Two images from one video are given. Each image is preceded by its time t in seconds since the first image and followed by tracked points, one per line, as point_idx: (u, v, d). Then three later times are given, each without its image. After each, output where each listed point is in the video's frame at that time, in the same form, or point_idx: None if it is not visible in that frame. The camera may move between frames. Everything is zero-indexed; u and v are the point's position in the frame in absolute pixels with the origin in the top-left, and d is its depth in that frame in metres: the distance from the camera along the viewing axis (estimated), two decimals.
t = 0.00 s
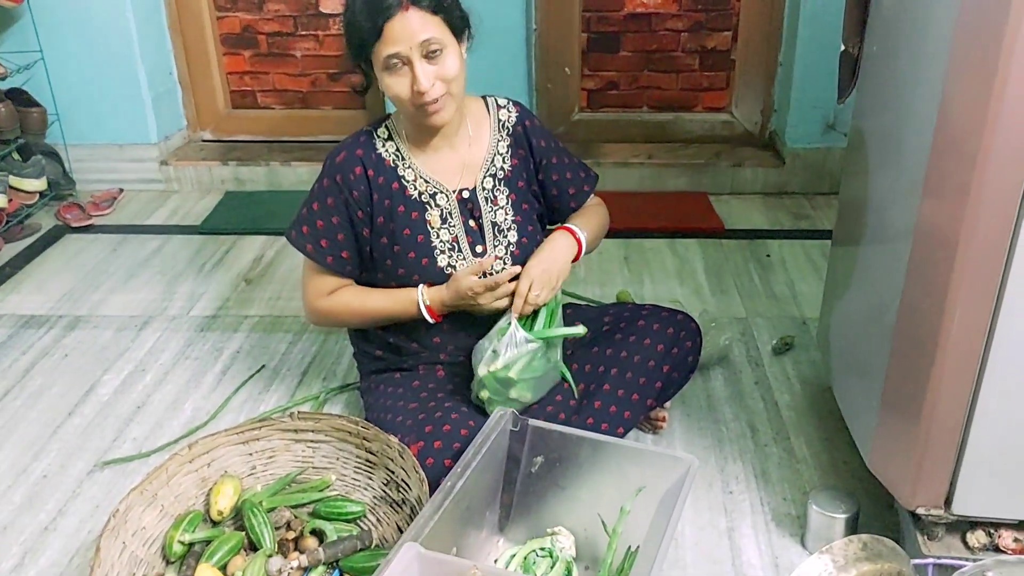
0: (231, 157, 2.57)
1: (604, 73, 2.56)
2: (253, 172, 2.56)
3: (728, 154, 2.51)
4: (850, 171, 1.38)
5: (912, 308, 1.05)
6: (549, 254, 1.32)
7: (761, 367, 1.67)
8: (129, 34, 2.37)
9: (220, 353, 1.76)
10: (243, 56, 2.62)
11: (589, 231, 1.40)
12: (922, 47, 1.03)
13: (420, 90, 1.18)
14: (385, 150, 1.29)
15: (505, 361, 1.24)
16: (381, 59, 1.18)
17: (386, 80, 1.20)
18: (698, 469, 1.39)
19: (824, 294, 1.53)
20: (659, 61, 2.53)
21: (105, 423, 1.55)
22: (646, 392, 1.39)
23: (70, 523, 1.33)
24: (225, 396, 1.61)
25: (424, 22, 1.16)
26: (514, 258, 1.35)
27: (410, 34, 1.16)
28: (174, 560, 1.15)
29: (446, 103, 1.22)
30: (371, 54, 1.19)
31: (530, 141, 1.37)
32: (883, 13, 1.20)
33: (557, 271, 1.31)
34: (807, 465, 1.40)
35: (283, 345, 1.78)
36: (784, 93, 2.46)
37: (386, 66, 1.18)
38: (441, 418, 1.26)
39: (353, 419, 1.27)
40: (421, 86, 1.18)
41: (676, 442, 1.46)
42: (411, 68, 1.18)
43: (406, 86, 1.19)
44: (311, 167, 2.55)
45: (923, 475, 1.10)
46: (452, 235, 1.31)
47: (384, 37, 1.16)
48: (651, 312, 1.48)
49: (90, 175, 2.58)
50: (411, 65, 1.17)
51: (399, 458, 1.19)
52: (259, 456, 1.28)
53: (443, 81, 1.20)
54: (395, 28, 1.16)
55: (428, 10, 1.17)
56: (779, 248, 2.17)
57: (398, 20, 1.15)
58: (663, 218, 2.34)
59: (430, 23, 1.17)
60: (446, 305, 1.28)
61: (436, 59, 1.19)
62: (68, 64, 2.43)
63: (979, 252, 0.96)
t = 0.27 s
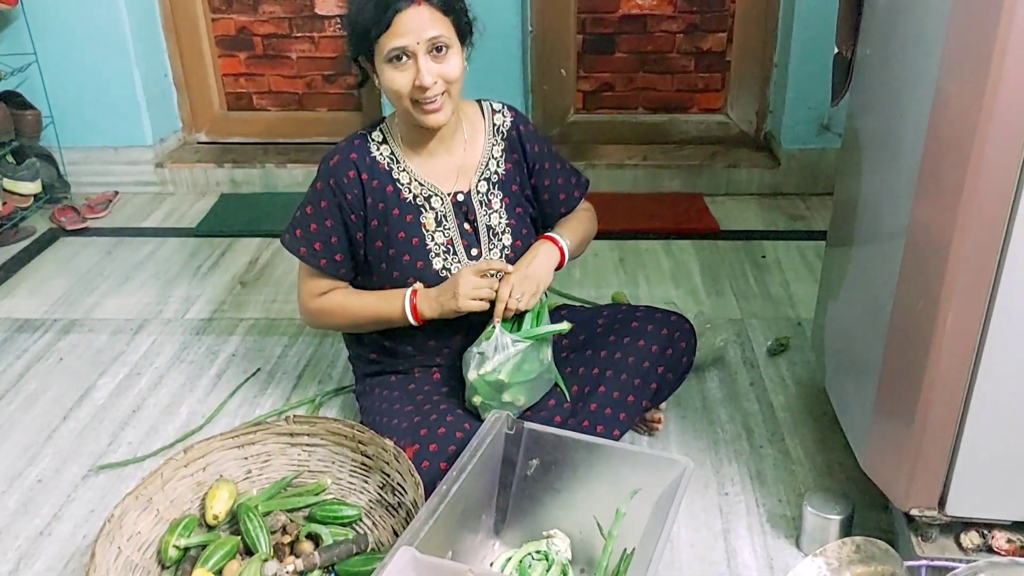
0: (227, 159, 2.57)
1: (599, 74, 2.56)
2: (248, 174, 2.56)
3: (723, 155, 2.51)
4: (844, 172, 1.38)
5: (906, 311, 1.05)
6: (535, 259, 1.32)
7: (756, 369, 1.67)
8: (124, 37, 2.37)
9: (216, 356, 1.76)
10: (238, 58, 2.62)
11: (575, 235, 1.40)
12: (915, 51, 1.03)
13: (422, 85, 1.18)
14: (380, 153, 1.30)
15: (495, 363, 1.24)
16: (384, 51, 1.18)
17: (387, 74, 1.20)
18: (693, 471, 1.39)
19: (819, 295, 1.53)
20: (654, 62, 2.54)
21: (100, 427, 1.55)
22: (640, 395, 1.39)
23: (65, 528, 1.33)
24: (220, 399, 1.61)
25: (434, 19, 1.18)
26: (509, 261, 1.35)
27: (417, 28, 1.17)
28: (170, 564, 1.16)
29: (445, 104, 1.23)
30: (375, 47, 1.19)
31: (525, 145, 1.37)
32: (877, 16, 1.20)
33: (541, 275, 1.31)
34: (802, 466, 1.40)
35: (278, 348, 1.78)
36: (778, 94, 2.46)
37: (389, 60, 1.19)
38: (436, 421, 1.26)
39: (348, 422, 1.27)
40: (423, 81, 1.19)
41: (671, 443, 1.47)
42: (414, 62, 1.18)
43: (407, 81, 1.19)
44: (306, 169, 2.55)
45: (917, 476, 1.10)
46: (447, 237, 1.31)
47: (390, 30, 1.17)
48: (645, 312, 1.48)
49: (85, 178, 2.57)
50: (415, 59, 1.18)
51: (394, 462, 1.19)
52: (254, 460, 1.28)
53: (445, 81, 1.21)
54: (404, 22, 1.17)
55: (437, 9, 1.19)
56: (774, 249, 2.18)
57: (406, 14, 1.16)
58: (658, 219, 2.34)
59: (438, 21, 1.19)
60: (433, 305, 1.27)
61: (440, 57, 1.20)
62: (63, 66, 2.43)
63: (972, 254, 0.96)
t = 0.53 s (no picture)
0: (224, 174, 2.57)
1: (596, 89, 2.56)
2: (245, 189, 2.56)
3: (720, 169, 2.52)
4: (840, 188, 1.38)
5: (904, 329, 1.05)
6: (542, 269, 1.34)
7: (754, 385, 1.67)
8: (122, 53, 2.38)
9: (212, 374, 1.75)
10: (236, 74, 2.63)
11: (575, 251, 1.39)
12: (910, 68, 1.03)
13: (438, 110, 1.18)
14: (378, 166, 1.29)
15: (495, 363, 1.26)
16: (403, 73, 1.18)
17: (399, 93, 1.20)
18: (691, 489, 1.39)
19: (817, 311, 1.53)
20: (650, 77, 2.54)
21: (95, 446, 1.54)
22: (638, 412, 1.39)
23: (58, 549, 1.32)
24: (216, 417, 1.61)
25: (455, 49, 1.19)
26: (506, 275, 1.34)
27: (439, 54, 1.17)
28: None
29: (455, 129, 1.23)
30: (391, 66, 1.19)
31: (521, 161, 1.38)
32: (872, 33, 1.20)
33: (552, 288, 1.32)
34: (802, 484, 1.40)
35: (275, 365, 1.77)
36: (775, 108, 2.47)
37: (405, 81, 1.19)
38: (433, 439, 1.25)
39: (344, 441, 1.26)
40: (440, 107, 1.19)
41: (669, 461, 1.46)
42: (432, 87, 1.18)
43: (422, 104, 1.19)
44: (304, 185, 2.54)
45: (917, 495, 1.10)
46: (445, 250, 1.30)
47: (411, 52, 1.17)
48: (642, 329, 1.48)
49: (82, 194, 2.57)
50: (434, 84, 1.18)
51: (391, 481, 1.19)
52: (250, 480, 1.27)
53: (458, 108, 1.21)
54: (425, 46, 1.17)
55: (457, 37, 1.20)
56: (772, 264, 2.17)
57: (429, 40, 1.17)
58: (656, 233, 2.34)
59: (457, 50, 1.19)
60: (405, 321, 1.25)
61: (456, 84, 1.20)
62: (60, 82, 2.43)
63: (969, 270, 0.96)
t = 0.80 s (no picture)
0: (222, 203, 2.58)
1: (593, 117, 2.58)
2: (244, 218, 2.57)
3: (717, 197, 2.53)
4: (836, 219, 1.39)
5: (902, 362, 1.05)
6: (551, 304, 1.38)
7: (752, 415, 1.66)
8: (121, 83, 2.39)
9: (208, 404, 1.74)
10: (235, 103, 2.64)
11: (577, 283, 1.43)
12: (905, 103, 1.04)
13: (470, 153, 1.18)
14: (375, 192, 1.27)
15: (507, 399, 1.26)
16: (444, 112, 1.16)
17: (434, 130, 1.17)
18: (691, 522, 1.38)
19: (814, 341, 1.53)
20: (647, 105, 2.56)
21: (90, 478, 1.53)
22: (636, 443, 1.38)
23: None
24: (212, 449, 1.60)
25: (492, 93, 1.19)
26: (501, 302, 1.35)
27: (480, 99, 1.17)
28: None
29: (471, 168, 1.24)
30: (430, 104, 1.16)
31: (518, 192, 1.39)
32: (866, 66, 1.21)
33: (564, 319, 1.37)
34: (801, 516, 1.39)
35: (272, 395, 1.77)
36: (771, 136, 2.48)
37: (443, 120, 1.16)
38: (429, 472, 1.23)
39: (341, 475, 1.25)
40: (472, 150, 1.19)
41: (668, 492, 1.45)
42: (468, 130, 1.18)
43: (455, 144, 1.18)
44: (302, 212, 2.55)
45: (917, 530, 1.09)
46: (441, 277, 1.30)
47: (456, 94, 1.15)
48: (640, 359, 1.47)
49: (81, 222, 2.58)
50: (471, 128, 1.18)
51: (388, 515, 1.17)
52: (245, 514, 1.26)
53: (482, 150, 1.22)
54: (469, 89, 1.16)
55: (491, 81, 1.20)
56: (769, 291, 2.18)
57: (475, 85, 1.16)
58: (653, 260, 2.34)
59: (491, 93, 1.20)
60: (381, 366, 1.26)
61: (484, 128, 1.21)
62: (60, 112, 2.44)
63: (965, 304, 0.96)
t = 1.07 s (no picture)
0: (222, 221, 2.58)
1: (592, 136, 2.59)
2: (243, 236, 2.57)
3: (716, 216, 2.53)
4: (834, 239, 1.39)
5: (901, 381, 1.05)
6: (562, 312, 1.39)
7: (752, 434, 1.66)
8: (122, 101, 2.40)
9: (206, 423, 1.74)
10: (236, 122, 2.65)
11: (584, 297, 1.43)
12: (901, 123, 1.05)
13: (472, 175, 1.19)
14: (381, 208, 1.28)
15: (542, 408, 1.30)
16: (449, 133, 1.16)
17: (439, 152, 1.18)
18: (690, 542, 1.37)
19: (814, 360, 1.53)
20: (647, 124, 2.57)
21: (87, 497, 1.53)
22: (637, 464, 1.37)
23: None
24: (209, 468, 1.59)
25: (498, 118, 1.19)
26: (504, 319, 1.34)
27: (487, 123, 1.17)
28: None
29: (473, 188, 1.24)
30: (435, 126, 1.16)
31: (521, 210, 1.40)
32: (863, 87, 1.22)
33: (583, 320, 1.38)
34: (802, 537, 1.38)
35: (270, 414, 1.76)
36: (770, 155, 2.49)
37: (447, 142, 1.17)
38: (427, 492, 1.22)
39: (339, 495, 1.24)
40: (474, 172, 1.19)
41: (668, 512, 1.45)
42: (472, 152, 1.18)
43: (458, 165, 1.18)
44: (301, 231, 2.55)
45: (918, 551, 1.08)
46: (444, 292, 1.29)
47: (463, 117, 1.15)
48: (640, 379, 1.46)
49: (80, 240, 2.58)
50: (475, 150, 1.18)
51: (385, 536, 1.15)
52: (242, 534, 1.26)
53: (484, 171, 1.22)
54: (476, 113, 1.16)
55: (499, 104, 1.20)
56: (768, 310, 2.18)
57: (483, 109, 1.16)
58: (652, 279, 2.34)
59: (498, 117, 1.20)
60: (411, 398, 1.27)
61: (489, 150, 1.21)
62: (60, 131, 2.45)
63: (964, 322, 0.96)
